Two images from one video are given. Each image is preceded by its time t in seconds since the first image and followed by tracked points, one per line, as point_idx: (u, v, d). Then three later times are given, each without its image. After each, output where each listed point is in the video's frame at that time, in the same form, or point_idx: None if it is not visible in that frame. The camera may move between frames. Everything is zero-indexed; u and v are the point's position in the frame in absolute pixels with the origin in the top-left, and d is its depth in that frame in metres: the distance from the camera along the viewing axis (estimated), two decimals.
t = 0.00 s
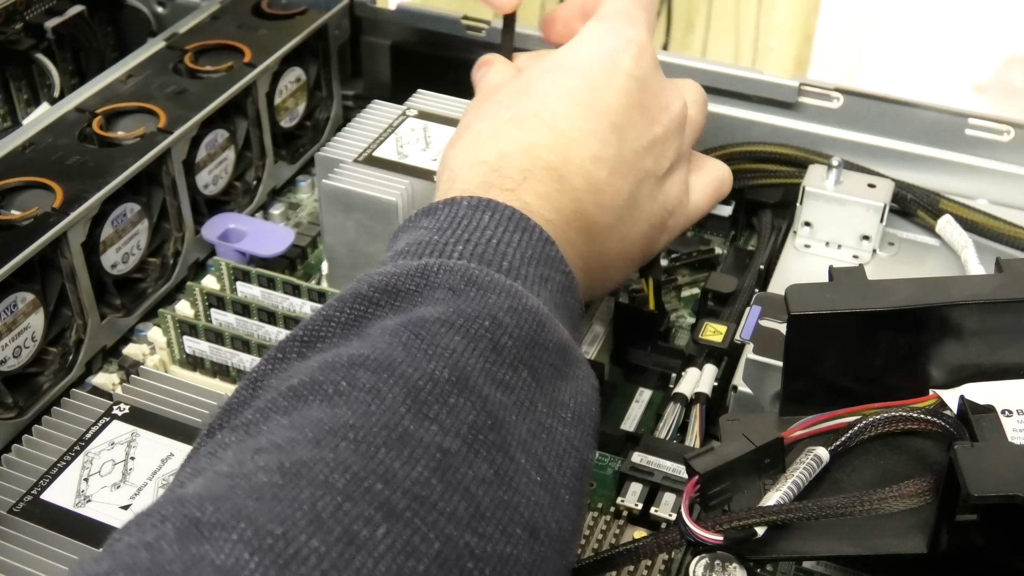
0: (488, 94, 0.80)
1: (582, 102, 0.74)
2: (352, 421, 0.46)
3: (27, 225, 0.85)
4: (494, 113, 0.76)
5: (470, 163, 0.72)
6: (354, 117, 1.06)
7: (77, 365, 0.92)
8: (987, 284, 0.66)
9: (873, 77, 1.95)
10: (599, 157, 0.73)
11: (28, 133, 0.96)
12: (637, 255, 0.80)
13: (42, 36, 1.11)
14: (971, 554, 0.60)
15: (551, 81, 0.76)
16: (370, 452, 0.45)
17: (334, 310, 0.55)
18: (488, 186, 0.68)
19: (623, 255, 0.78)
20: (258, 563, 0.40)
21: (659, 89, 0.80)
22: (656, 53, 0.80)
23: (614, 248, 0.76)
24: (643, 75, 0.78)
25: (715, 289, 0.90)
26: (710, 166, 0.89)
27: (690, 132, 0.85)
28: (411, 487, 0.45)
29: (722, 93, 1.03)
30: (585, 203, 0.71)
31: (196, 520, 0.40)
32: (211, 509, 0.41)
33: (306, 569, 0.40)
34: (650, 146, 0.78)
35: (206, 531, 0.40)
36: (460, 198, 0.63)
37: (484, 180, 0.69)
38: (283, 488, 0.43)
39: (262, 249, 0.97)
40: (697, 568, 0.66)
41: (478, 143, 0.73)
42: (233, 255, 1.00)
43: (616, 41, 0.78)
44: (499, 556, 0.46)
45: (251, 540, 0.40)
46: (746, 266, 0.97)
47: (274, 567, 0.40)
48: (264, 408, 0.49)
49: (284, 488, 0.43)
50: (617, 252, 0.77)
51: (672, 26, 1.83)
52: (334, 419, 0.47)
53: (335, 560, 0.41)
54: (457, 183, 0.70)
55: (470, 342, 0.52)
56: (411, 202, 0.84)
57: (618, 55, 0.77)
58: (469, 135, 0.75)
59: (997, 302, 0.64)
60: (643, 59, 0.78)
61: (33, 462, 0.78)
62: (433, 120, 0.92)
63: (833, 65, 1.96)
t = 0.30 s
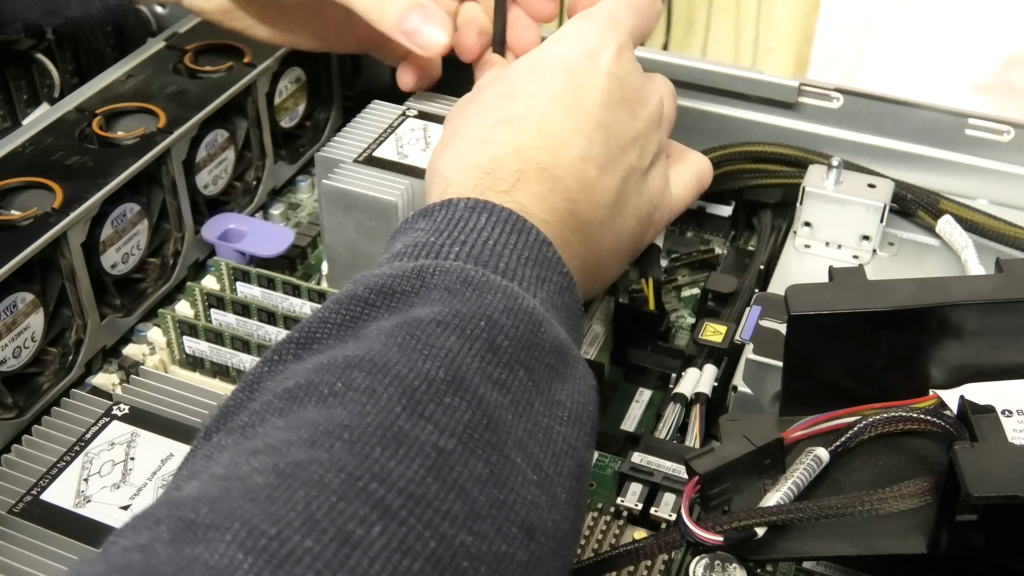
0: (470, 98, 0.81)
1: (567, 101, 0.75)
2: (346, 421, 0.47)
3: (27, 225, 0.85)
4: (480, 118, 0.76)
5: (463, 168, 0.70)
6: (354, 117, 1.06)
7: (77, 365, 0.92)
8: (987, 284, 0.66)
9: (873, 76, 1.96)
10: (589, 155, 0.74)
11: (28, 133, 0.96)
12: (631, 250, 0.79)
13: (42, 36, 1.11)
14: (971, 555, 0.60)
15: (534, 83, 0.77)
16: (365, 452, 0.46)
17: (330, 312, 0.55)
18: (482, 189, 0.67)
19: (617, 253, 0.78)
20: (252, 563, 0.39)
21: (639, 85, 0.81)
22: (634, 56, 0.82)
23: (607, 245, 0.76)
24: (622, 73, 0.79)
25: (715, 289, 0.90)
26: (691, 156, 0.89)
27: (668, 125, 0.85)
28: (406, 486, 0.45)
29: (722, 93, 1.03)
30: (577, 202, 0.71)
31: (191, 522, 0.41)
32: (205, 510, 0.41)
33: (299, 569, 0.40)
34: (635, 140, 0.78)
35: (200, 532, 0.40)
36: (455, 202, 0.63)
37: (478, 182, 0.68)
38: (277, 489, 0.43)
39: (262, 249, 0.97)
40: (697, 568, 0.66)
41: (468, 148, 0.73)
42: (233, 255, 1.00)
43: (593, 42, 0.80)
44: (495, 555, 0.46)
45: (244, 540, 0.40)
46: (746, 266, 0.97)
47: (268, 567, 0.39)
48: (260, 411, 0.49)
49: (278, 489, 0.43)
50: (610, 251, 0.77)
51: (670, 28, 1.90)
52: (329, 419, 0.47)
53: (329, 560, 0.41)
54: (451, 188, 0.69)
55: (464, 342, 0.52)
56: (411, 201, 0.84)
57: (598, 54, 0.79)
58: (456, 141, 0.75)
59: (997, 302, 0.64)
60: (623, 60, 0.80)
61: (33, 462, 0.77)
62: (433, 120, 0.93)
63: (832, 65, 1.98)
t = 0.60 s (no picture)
0: (461, 100, 0.81)
1: (557, 103, 0.75)
2: (340, 421, 0.47)
3: (27, 225, 0.85)
4: (471, 118, 0.76)
5: (459, 170, 0.72)
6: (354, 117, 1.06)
7: (77, 365, 0.92)
8: (987, 284, 0.66)
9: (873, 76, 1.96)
10: (584, 154, 0.74)
11: (28, 133, 0.96)
12: (630, 248, 0.80)
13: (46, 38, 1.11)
14: (971, 555, 0.60)
15: (525, 85, 0.77)
16: (358, 452, 0.46)
17: (326, 312, 0.54)
18: (476, 193, 0.69)
19: (614, 252, 0.78)
20: (241, 559, 0.40)
21: (627, 86, 0.80)
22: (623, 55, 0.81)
23: (606, 244, 0.76)
24: (610, 75, 0.78)
25: (715, 289, 0.90)
26: (687, 168, 0.89)
27: (661, 129, 0.86)
28: (398, 486, 0.45)
29: (722, 93, 1.03)
30: (575, 202, 0.72)
31: (182, 516, 0.41)
32: (196, 505, 0.42)
33: (288, 566, 0.41)
34: (626, 139, 0.78)
35: (191, 526, 0.41)
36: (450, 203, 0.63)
37: (473, 186, 0.69)
38: (268, 485, 0.43)
39: (263, 249, 0.97)
40: (697, 568, 0.66)
41: (462, 149, 0.73)
42: (233, 255, 1.00)
43: (578, 44, 0.79)
44: (487, 552, 0.46)
45: (236, 534, 0.41)
46: (746, 266, 0.97)
47: (257, 563, 0.40)
48: (254, 409, 0.50)
49: (269, 485, 0.43)
50: (610, 250, 0.77)
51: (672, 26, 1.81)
52: (322, 419, 0.47)
53: (317, 557, 0.42)
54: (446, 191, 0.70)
55: (459, 343, 0.52)
56: (411, 201, 0.84)
57: (583, 57, 0.78)
58: (448, 145, 0.75)
59: (998, 302, 0.64)
60: (609, 60, 0.79)
61: (33, 462, 0.77)
62: (433, 120, 0.93)
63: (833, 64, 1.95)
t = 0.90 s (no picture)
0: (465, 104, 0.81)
1: (557, 102, 0.76)
2: (329, 418, 0.47)
3: (27, 225, 0.85)
4: (471, 119, 0.77)
5: (451, 166, 0.72)
6: (354, 117, 1.07)
7: (77, 365, 0.92)
8: (987, 284, 0.66)
9: (873, 76, 1.96)
10: (580, 154, 0.74)
11: (28, 133, 0.95)
12: (633, 254, 0.80)
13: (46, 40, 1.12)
14: (971, 554, 0.60)
15: (526, 84, 0.78)
16: (347, 447, 0.46)
17: (315, 312, 0.55)
18: (466, 188, 0.68)
19: (613, 254, 0.77)
20: (233, 558, 0.39)
21: (640, 87, 0.80)
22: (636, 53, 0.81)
23: (600, 249, 0.76)
24: (620, 74, 0.79)
25: (715, 289, 0.90)
26: (700, 164, 0.89)
27: (675, 131, 0.85)
28: (387, 481, 0.45)
29: (722, 93, 1.03)
30: (567, 201, 0.72)
31: (173, 518, 0.41)
32: (188, 506, 0.41)
33: (281, 563, 0.40)
34: (633, 143, 0.78)
35: (182, 528, 0.40)
36: (438, 201, 0.63)
37: (462, 182, 0.69)
38: (258, 484, 0.43)
39: (263, 249, 0.97)
40: (697, 568, 0.66)
41: (457, 148, 0.74)
42: (233, 255, 1.00)
43: (592, 42, 0.80)
44: (479, 548, 0.46)
45: (228, 534, 0.40)
46: (746, 266, 0.97)
47: (249, 562, 0.39)
48: (244, 410, 0.49)
49: (260, 484, 0.43)
50: (605, 254, 0.76)
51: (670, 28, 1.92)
52: (311, 416, 0.47)
53: (310, 555, 0.41)
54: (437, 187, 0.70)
55: (447, 338, 0.52)
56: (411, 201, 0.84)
57: (595, 54, 0.79)
58: (448, 141, 0.76)
59: (997, 302, 0.64)
60: (621, 59, 0.79)
61: (33, 463, 0.77)
62: (433, 120, 0.93)
63: (833, 65, 1.96)
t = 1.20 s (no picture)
0: (458, 102, 0.80)
1: (560, 101, 0.76)
2: (334, 422, 0.47)
3: (27, 224, 0.85)
4: (472, 118, 0.77)
5: (459, 163, 0.72)
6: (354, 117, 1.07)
7: (77, 365, 0.92)
8: (988, 284, 0.66)
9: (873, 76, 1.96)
10: (586, 153, 0.74)
11: (28, 133, 0.95)
12: (632, 256, 0.80)
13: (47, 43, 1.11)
14: (971, 555, 0.60)
15: (526, 83, 0.78)
16: (352, 453, 0.46)
17: (322, 312, 0.55)
18: (475, 187, 0.68)
19: (618, 254, 0.77)
20: (233, 562, 0.40)
21: (635, 89, 0.80)
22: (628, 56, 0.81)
23: (607, 248, 0.76)
24: (617, 77, 0.79)
25: (715, 289, 0.90)
26: (695, 172, 0.89)
27: (667, 135, 0.85)
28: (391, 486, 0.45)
29: (722, 93, 1.04)
30: (575, 199, 0.72)
31: (175, 520, 0.41)
32: (190, 509, 0.41)
33: (280, 568, 0.41)
34: (631, 142, 0.78)
35: (183, 529, 0.41)
36: (447, 201, 0.63)
37: (471, 181, 0.69)
38: (260, 487, 0.43)
39: (263, 249, 0.97)
40: (697, 568, 0.66)
41: (465, 146, 0.74)
42: (233, 255, 1.00)
43: (582, 44, 0.80)
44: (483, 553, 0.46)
45: (228, 537, 0.40)
46: (746, 266, 0.97)
47: (249, 566, 0.40)
48: (250, 410, 0.49)
49: (263, 489, 0.43)
50: (611, 252, 0.76)
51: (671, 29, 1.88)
52: (315, 419, 0.47)
53: (309, 560, 0.42)
54: (447, 185, 0.70)
55: (456, 340, 0.52)
56: (412, 201, 0.84)
57: (590, 57, 0.79)
58: (452, 139, 0.76)
59: (998, 302, 0.64)
60: (617, 62, 0.80)
61: (33, 463, 0.77)
62: (433, 120, 0.93)
63: (833, 65, 1.97)
